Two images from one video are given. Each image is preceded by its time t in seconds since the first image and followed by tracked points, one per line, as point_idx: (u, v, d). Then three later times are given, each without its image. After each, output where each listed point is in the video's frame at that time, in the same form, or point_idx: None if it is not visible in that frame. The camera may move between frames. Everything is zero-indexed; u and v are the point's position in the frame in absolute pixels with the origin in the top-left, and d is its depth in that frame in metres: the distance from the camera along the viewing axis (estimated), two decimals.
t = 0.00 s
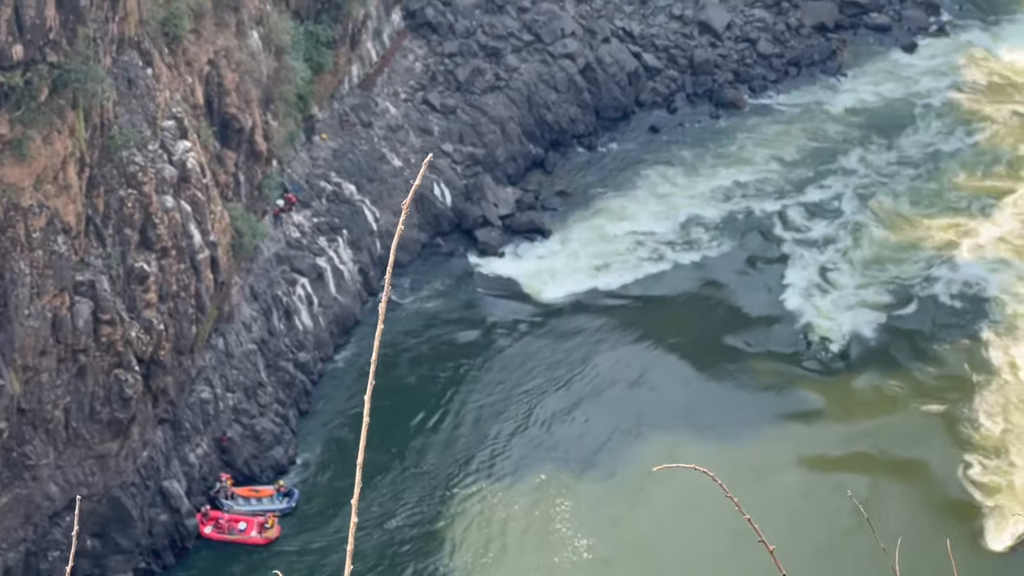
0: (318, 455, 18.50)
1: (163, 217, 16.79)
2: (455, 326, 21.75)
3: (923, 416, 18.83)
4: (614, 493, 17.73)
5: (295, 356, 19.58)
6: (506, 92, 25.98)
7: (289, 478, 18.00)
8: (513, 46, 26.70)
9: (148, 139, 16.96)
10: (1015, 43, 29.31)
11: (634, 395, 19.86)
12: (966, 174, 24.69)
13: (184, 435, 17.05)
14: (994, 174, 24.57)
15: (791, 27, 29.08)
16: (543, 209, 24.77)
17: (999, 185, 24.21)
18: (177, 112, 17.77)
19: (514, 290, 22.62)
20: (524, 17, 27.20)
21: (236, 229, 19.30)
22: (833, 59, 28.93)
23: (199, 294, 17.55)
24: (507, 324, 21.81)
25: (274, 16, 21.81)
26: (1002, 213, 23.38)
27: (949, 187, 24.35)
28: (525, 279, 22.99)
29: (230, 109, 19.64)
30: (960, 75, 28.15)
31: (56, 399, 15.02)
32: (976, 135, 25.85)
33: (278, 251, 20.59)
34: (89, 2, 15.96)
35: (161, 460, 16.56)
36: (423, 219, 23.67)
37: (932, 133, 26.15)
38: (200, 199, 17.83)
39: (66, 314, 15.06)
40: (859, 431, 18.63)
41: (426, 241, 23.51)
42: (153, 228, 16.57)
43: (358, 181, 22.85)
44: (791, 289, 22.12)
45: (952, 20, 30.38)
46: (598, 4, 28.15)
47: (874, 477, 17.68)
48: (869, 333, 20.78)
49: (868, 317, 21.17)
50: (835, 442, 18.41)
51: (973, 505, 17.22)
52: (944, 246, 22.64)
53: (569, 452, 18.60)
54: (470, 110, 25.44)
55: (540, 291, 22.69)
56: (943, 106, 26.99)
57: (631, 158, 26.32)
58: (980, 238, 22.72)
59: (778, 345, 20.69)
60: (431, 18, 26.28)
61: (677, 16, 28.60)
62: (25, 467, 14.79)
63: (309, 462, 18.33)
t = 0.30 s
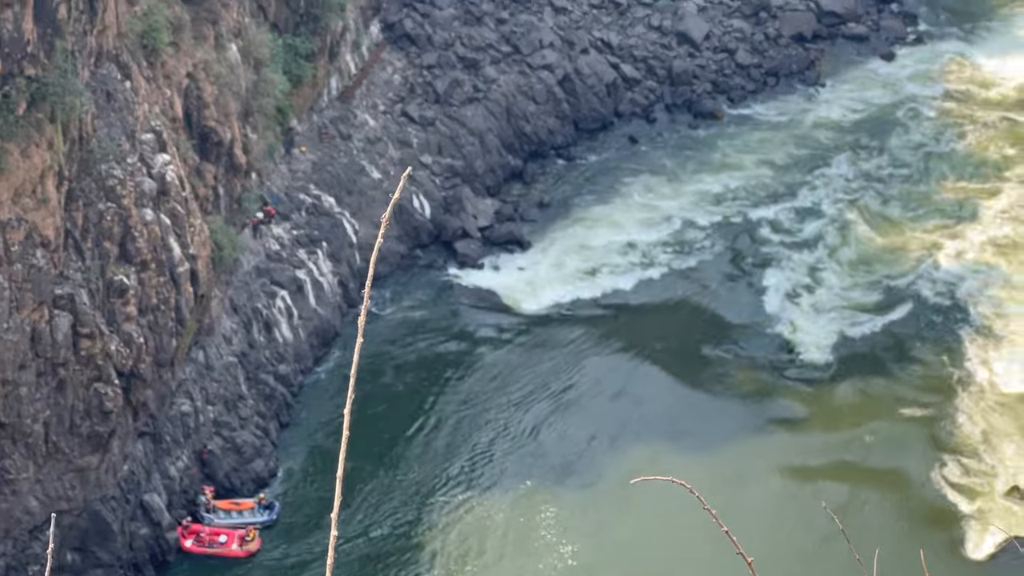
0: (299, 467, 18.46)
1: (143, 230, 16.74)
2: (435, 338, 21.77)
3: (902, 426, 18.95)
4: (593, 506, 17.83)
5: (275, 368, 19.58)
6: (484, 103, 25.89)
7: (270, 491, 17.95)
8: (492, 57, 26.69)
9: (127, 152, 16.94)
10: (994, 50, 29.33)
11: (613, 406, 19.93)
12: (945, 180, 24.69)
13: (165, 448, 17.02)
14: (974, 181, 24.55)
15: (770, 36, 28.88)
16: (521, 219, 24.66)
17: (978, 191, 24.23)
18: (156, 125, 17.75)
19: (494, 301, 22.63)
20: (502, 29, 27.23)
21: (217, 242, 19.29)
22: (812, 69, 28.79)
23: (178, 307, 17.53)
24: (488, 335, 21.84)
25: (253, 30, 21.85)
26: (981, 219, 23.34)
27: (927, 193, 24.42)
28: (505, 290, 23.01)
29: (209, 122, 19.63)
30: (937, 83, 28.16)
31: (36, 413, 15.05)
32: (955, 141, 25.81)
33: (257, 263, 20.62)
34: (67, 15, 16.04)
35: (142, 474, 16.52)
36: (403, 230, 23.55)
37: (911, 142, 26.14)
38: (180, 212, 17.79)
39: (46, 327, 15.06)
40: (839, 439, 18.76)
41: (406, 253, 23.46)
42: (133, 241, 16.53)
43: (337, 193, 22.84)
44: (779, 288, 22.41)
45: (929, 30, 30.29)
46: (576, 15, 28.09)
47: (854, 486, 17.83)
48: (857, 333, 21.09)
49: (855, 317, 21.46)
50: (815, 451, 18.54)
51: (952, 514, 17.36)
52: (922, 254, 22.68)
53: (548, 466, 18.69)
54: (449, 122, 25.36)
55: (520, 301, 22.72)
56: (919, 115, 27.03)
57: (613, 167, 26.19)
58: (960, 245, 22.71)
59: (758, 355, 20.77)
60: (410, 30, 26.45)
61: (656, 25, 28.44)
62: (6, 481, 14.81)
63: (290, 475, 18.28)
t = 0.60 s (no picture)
0: (274, 481, 18.40)
1: (117, 243, 16.74)
2: (409, 350, 21.82)
3: (875, 437, 19.12)
4: (565, 516, 17.98)
5: (250, 381, 19.49)
6: (457, 115, 25.93)
7: (245, 503, 17.89)
8: (464, 69, 26.66)
9: (100, 165, 16.93)
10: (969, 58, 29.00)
11: (587, 418, 20.08)
12: (918, 191, 24.67)
13: (139, 461, 17.03)
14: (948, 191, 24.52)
15: (742, 47, 28.65)
16: (495, 231, 24.72)
17: (952, 202, 24.20)
18: (130, 138, 17.70)
19: (466, 313, 22.69)
20: (475, 40, 27.21)
21: (190, 255, 19.29)
22: (785, 78, 28.45)
23: (152, 320, 17.51)
24: (460, 347, 21.94)
25: (224, 42, 21.86)
26: (957, 230, 23.36)
27: (902, 201, 24.48)
28: (477, 302, 23.05)
29: (182, 135, 19.59)
30: (909, 90, 28.02)
31: (9, 428, 15.06)
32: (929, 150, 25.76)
33: (231, 275, 20.56)
34: (38, 28, 16.02)
35: (116, 487, 16.56)
36: (376, 241, 23.66)
37: (886, 152, 26.06)
38: (154, 225, 17.76)
39: (19, 341, 15.06)
40: (814, 451, 18.90)
41: (380, 264, 23.49)
42: (106, 254, 16.51)
43: (310, 206, 22.79)
44: (764, 288, 22.74)
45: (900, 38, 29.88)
46: (548, 25, 27.99)
47: (829, 498, 17.97)
48: (834, 339, 21.30)
49: (836, 321, 21.74)
50: (790, 464, 18.67)
51: (929, 526, 17.47)
52: (897, 264, 22.78)
53: (521, 478, 18.82)
54: (421, 134, 25.40)
55: (493, 313, 22.76)
56: (893, 124, 26.90)
57: (586, 178, 26.15)
58: (929, 255, 22.84)
59: (731, 367, 20.85)
60: (382, 41, 26.40)
61: (628, 36, 28.36)
62: None
63: (264, 486, 18.25)
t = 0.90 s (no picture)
0: (244, 495, 18.45)
1: (84, 257, 16.70)
2: (380, 362, 21.90)
3: (844, 444, 19.35)
4: (539, 523, 18.12)
5: (220, 395, 19.42)
6: (426, 127, 25.95)
7: (216, 517, 17.94)
8: (433, 81, 26.72)
9: (68, 179, 16.88)
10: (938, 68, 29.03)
11: (560, 427, 20.22)
12: (885, 204, 24.79)
13: (109, 475, 16.99)
14: (917, 201, 24.65)
15: (710, 57, 28.87)
16: (464, 243, 24.74)
17: (922, 212, 24.30)
18: (98, 152, 17.63)
19: (436, 325, 22.74)
20: (443, 52, 27.28)
21: (159, 268, 19.25)
22: (752, 89, 28.67)
23: (121, 333, 17.46)
24: (430, 358, 22.00)
25: (192, 55, 21.83)
26: (926, 241, 23.47)
27: (871, 214, 24.58)
28: (447, 314, 23.08)
29: (150, 148, 19.53)
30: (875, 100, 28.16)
31: None
32: (898, 162, 25.85)
33: (201, 288, 20.52)
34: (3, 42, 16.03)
35: (86, 502, 16.52)
36: (346, 254, 23.70)
37: (855, 164, 26.15)
38: (122, 239, 17.72)
39: None
40: (785, 462, 19.05)
41: (350, 277, 23.51)
42: (75, 269, 16.49)
43: (279, 219, 22.80)
44: (743, 288, 23.16)
45: (868, 49, 30.02)
46: (516, 37, 28.12)
47: (799, 509, 18.13)
48: (803, 349, 21.58)
49: (804, 332, 21.93)
50: (760, 475, 18.83)
51: (899, 534, 17.62)
52: (864, 275, 23.00)
53: (493, 491, 18.89)
54: (390, 146, 25.43)
55: (463, 325, 22.83)
56: (861, 137, 26.96)
57: (555, 190, 26.24)
58: (896, 265, 23.02)
59: (700, 377, 21.01)
60: (350, 54, 26.40)
61: (596, 47, 28.48)
62: None
63: (236, 497, 18.39)
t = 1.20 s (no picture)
0: (206, 510, 18.40)
1: (47, 273, 16.81)
2: (343, 375, 21.93)
3: (809, 456, 19.53)
4: (500, 533, 18.39)
5: (183, 410, 19.39)
6: (387, 141, 26.01)
7: (180, 533, 17.88)
8: (394, 95, 26.80)
9: (29, 195, 16.88)
10: (897, 79, 29.42)
11: (526, 439, 20.39)
12: (845, 215, 25.11)
13: (71, 491, 17.06)
14: (877, 212, 25.00)
15: (672, 70, 29.17)
16: (426, 256, 24.74)
17: (879, 222, 24.70)
18: (59, 168, 17.62)
19: (399, 338, 22.79)
20: (404, 66, 27.36)
21: (122, 283, 19.19)
22: (714, 100, 28.90)
23: (84, 348, 17.50)
24: (393, 372, 22.04)
25: (154, 70, 21.80)
26: (886, 252, 23.82)
27: (831, 225, 24.90)
28: (411, 327, 23.16)
29: (112, 163, 19.46)
30: (837, 113, 28.44)
31: None
32: (861, 175, 26.16)
33: (163, 304, 20.46)
34: None
35: (48, 518, 16.59)
36: (308, 269, 23.61)
37: (816, 175, 26.47)
38: (84, 254, 17.76)
39: None
40: (748, 472, 19.26)
41: (312, 292, 23.48)
42: (36, 285, 16.59)
43: (241, 233, 22.78)
44: (715, 292, 23.52)
45: (830, 61, 30.37)
46: (477, 50, 28.31)
47: (762, 520, 18.37)
48: (763, 359, 21.78)
49: (764, 343, 22.15)
50: (723, 485, 19.05)
51: (860, 545, 17.88)
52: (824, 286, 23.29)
53: (457, 505, 19.02)
54: (352, 160, 25.46)
55: (425, 338, 22.90)
56: (822, 148, 27.31)
57: (518, 202, 26.35)
58: (857, 277, 23.36)
59: (662, 389, 21.18)
60: (312, 68, 26.43)
61: (558, 60, 28.72)
62: None
63: (199, 512, 18.35)
